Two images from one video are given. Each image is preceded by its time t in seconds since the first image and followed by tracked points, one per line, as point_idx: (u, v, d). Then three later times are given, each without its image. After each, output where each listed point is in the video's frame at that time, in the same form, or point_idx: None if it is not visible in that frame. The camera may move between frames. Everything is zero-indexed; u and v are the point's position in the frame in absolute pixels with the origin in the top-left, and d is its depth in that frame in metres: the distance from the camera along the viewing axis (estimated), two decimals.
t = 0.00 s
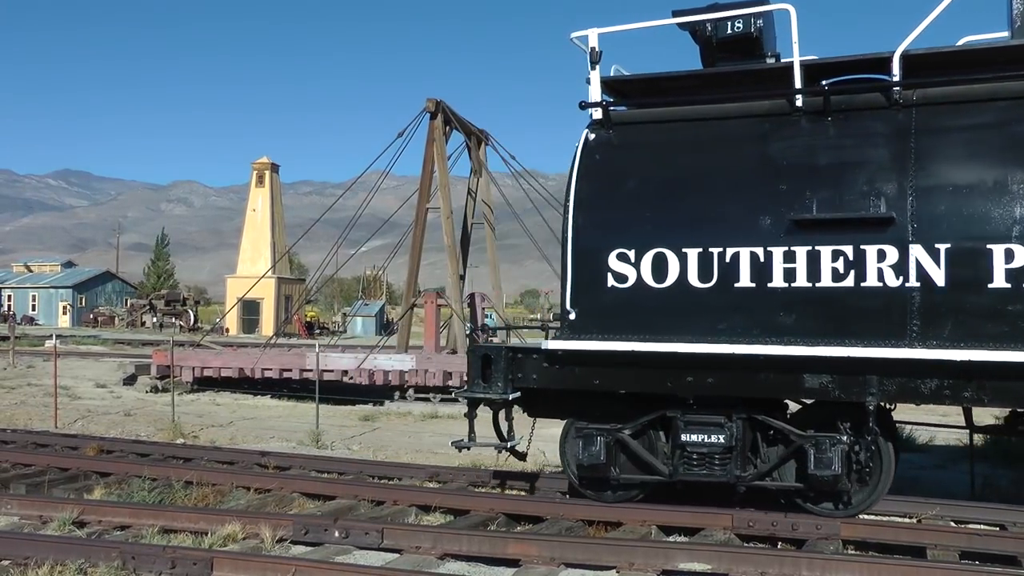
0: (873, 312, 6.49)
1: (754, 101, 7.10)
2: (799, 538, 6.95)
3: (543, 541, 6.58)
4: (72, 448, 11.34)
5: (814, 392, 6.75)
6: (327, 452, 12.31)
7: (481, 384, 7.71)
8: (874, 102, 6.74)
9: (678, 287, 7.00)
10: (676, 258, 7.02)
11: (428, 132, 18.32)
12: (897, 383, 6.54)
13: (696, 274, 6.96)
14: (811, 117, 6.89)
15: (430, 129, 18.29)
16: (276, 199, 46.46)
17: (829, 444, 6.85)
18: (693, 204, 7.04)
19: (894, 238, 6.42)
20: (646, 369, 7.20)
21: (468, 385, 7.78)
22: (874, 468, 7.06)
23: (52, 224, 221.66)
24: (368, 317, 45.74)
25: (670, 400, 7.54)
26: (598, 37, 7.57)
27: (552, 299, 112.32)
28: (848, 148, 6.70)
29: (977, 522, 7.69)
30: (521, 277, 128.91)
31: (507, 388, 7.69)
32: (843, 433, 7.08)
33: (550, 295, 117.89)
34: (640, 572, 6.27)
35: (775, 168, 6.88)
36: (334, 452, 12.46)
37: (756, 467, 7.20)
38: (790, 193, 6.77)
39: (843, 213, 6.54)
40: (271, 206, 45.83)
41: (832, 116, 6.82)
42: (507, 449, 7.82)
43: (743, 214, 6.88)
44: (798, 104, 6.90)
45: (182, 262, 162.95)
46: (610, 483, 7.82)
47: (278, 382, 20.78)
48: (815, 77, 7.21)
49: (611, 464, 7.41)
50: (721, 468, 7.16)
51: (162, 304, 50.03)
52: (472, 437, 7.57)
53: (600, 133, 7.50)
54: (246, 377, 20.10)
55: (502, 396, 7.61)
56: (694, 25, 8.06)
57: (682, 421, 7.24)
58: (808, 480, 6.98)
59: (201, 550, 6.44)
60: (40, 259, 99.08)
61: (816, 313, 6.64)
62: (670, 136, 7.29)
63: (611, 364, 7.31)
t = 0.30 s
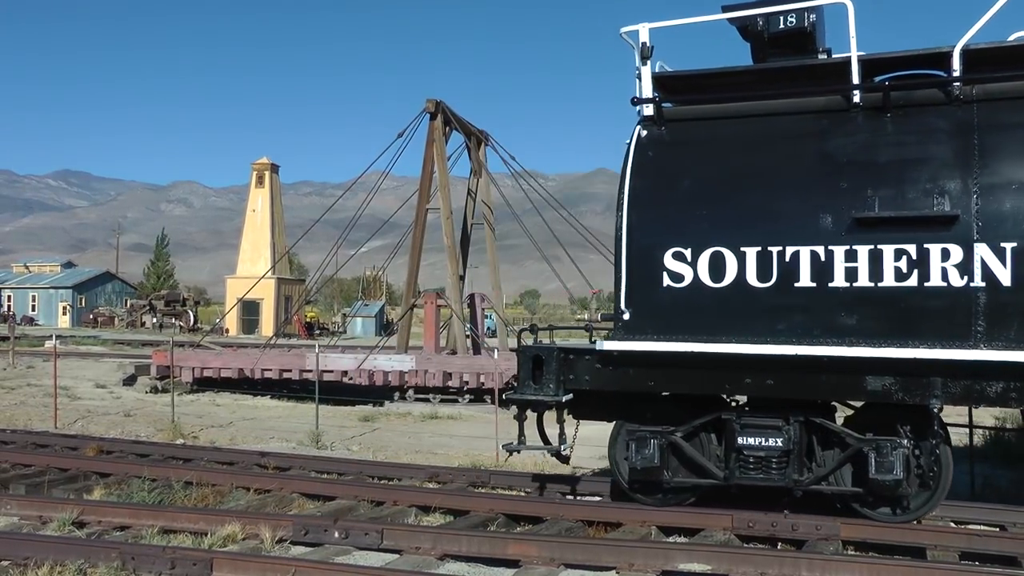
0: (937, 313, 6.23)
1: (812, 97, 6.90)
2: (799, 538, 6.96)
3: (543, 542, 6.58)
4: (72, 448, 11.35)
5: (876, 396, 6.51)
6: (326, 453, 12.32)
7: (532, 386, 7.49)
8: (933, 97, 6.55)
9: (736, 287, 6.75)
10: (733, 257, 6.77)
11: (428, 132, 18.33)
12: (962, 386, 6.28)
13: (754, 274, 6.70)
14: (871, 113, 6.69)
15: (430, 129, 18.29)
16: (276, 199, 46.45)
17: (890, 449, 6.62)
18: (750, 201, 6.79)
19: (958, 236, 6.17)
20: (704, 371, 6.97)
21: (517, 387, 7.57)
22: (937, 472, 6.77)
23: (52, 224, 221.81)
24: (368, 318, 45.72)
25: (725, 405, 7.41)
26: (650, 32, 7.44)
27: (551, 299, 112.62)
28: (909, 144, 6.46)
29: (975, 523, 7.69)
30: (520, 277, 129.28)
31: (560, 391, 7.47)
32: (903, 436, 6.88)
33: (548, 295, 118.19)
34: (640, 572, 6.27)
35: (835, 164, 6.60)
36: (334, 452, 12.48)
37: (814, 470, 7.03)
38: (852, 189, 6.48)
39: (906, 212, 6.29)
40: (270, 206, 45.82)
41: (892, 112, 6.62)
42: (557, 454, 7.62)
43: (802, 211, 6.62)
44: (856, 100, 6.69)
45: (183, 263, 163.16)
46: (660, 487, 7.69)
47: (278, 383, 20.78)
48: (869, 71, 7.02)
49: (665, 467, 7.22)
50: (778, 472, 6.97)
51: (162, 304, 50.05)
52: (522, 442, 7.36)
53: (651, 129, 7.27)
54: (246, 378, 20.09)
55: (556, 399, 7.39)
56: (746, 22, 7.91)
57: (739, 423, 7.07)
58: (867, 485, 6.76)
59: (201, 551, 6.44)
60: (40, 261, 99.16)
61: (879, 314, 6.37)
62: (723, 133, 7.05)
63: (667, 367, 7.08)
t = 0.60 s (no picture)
0: (1005, 313, 6.27)
1: (869, 93, 6.93)
2: (799, 539, 6.97)
3: (544, 543, 6.57)
4: (72, 449, 11.34)
5: (941, 398, 6.54)
6: (327, 454, 12.34)
7: (587, 388, 7.49)
8: (992, 93, 6.57)
9: (797, 287, 6.83)
10: (795, 258, 6.85)
11: (429, 133, 18.38)
12: None
13: (816, 274, 6.78)
14: (931, 110, 6.73)
15: (430, 130, 18.33)
16: (276, 200, 46.45)
17: (954, 453, 6.60)
18: (811, 201, 6.86)
19: None
20: (766, 373, 6.99)
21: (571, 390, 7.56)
22: (1005, 479, 6.73)
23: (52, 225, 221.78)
24: (368, 319, 45.65)
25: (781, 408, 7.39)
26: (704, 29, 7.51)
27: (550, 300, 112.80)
28: (974, 141, 6.51)
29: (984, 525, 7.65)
30: (518, 278, 129.41)
31: (614, 393, 7.46)
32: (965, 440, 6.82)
33: (547, 297, 118.34)
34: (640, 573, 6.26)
35: (898, 162, 6.67)
36: (334, 453, 12.49)
37: (875, 475, 6.98)
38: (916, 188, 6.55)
39: (971, 211, 6.35)
40: (271, 207, 45.83)
41: (954, 108, 6.66)
42: (608, 457, 7.64)
43: (866, 211, 6.69)
44: (916, 96, 6.74)
45: (183, 265, 163.17)
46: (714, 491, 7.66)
47: (278, 384, 20.78)
48: (926, 68, 7.03)
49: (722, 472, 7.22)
50: (839, 477, 6.93)
51: (162, 305, 50.01)
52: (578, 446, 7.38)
53: (706, 127, 7.34)
54: (246, 379, 20.08)
55: (610, 401, 7.38)
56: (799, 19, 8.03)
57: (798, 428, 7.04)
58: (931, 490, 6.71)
59: (202, 552, 6.43)
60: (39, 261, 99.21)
61: (943, 314, 6.43)
62: (782, 130, 7.12)
63: (726, 368, 7.11)
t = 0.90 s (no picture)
0: None
1: (929, 91, 6.99)
2: (800, 541, 6.96)
3: (544, 545, 6.56)
4: (72, 451, 11.34)
5: (1011, 403, 6.46)
6: (327, 456, 12.35)
7: (646, 391, 7.51)
8: None
9: (862, 288, 6.83)
10: (858, 258, 6.84)
11: (429, 134, 18.44)
12: None
13: (880, 275, 6.78)
14: (996, 106, 6.72)
15: (430, 132, 18.38)
16: (278, 202, 46.45)
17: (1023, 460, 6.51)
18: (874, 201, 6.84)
19: None
20: (828, 376, 7.02)
21: (629, 392, 7.59)
22: None
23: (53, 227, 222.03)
24: (369, 321, 45.57)
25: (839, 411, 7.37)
26: (760, 24, 7.52)
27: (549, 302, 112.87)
28: None
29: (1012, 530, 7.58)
30: (518, 280, 129.50)
31: (673, 396, 7.47)
32: None
33: (546, 299, 118.40)
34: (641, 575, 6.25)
35: (964, 160, 6.62)
36: (335, 455, 12.51)
37: (938, 480, 6.90)
38: (983, 187, 6.50)
39: None
40: (271, 209, 45.84)
41: (1019, 105, 6.63)
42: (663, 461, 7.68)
43: (931, 211, 6.65)
44: (978, 93, 6.76)
45: (184, 266, 163.29)
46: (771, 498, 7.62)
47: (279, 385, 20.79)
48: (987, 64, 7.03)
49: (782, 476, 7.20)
50: (903, 483, 6.85)
51: (163, 307, 50.02)
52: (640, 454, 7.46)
53: (764, 124, 7.37)
54: (246, 380, 20.08)
55: (670, 404, 7.41)
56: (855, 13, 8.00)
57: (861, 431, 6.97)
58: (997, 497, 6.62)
59: (202, 553, 6.42)
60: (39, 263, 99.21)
61: (1013, 314, 6.36)
62: (844, 128, 7.15)
63: (788, 371, 7.15)
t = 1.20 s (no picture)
0: None
1: (992, 88, 6.79)
2: (801, 543, 6.96)
3: (545, 547, 6.55)
4: (72, 452, 11.35)
5: None
6: (327, 457, 12.37)
7: (705, 395, 7.55)
8: None
9: (927, 288, 6.77)
10: (924, 258, 6.79)
11: (429, 136, 18.45)
12: None
13: (946, 276, 6.71)
14: None
15: (430, 133, 18.39)
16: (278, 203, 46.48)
17: None
18: (940, 199, 6.78)
19: None
20: (894, 379, 6.97)
21: (689, 394, 7.65)
22: None
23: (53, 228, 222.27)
24: (369, 322, 45.54)
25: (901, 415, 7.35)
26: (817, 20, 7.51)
27: (549, 303, 112.90)
28: None
29: None
30: (518, 282, 129.55)
31: (733, 399, 7.50)
32: None
33: (547, 300, 118.46)
34: None
35: None
36: (335, 456, 12.50)
37: (1002, 486, 6.84)
38: None
39: None
40: (272, 210, 45.87)
41: None
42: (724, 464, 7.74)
43: (999, 210, 6.59)
44: None
45: (184, 268, 163.34)
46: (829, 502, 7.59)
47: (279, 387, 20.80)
48: None
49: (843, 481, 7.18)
50: (967, 489, 6.78)
51: (163, 310, 50.14)
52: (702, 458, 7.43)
53: (823, 122, 7.23)
54: (246, 382, 20.08)
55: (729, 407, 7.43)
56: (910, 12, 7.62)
57: (925, 436, 6.90)
58: None
59: (203, 554, 6.41)
60: (38, 264, 99.13)
61: None
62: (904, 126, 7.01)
63: (852, 373, 7.12)
